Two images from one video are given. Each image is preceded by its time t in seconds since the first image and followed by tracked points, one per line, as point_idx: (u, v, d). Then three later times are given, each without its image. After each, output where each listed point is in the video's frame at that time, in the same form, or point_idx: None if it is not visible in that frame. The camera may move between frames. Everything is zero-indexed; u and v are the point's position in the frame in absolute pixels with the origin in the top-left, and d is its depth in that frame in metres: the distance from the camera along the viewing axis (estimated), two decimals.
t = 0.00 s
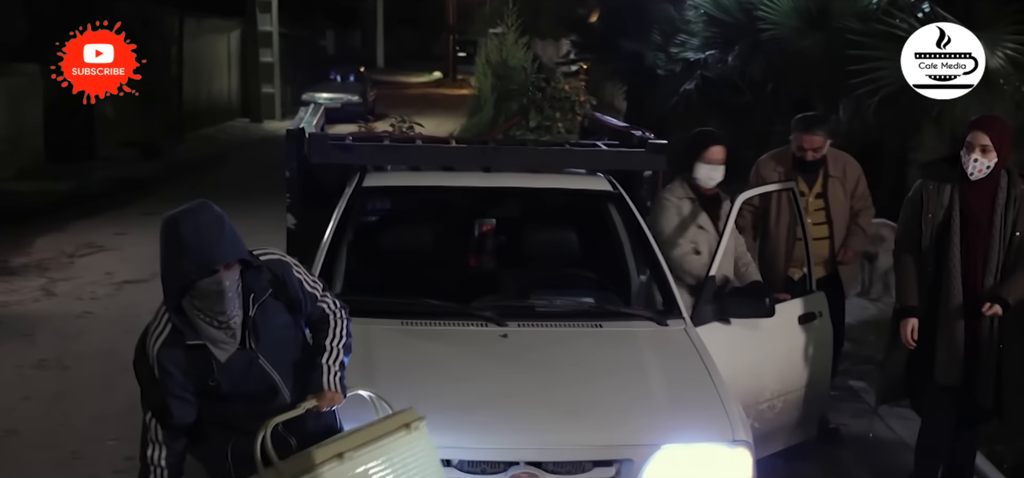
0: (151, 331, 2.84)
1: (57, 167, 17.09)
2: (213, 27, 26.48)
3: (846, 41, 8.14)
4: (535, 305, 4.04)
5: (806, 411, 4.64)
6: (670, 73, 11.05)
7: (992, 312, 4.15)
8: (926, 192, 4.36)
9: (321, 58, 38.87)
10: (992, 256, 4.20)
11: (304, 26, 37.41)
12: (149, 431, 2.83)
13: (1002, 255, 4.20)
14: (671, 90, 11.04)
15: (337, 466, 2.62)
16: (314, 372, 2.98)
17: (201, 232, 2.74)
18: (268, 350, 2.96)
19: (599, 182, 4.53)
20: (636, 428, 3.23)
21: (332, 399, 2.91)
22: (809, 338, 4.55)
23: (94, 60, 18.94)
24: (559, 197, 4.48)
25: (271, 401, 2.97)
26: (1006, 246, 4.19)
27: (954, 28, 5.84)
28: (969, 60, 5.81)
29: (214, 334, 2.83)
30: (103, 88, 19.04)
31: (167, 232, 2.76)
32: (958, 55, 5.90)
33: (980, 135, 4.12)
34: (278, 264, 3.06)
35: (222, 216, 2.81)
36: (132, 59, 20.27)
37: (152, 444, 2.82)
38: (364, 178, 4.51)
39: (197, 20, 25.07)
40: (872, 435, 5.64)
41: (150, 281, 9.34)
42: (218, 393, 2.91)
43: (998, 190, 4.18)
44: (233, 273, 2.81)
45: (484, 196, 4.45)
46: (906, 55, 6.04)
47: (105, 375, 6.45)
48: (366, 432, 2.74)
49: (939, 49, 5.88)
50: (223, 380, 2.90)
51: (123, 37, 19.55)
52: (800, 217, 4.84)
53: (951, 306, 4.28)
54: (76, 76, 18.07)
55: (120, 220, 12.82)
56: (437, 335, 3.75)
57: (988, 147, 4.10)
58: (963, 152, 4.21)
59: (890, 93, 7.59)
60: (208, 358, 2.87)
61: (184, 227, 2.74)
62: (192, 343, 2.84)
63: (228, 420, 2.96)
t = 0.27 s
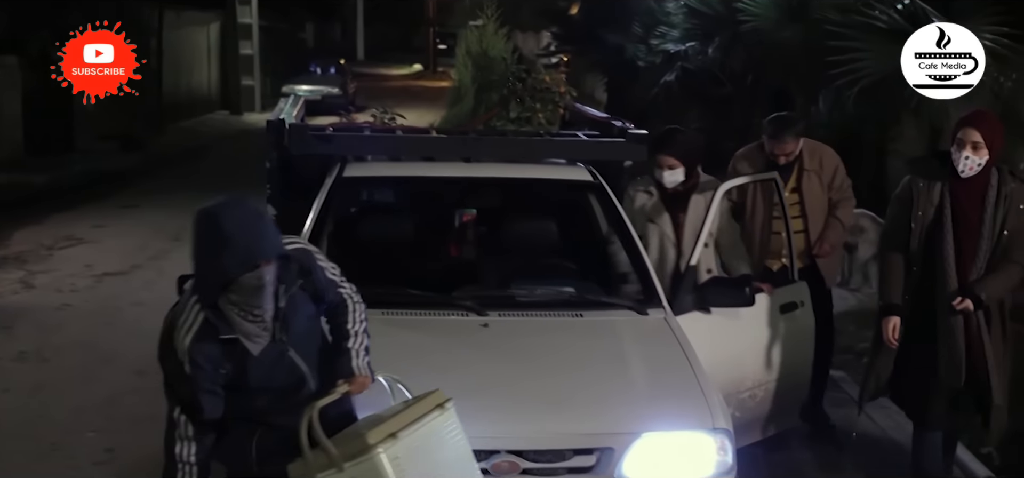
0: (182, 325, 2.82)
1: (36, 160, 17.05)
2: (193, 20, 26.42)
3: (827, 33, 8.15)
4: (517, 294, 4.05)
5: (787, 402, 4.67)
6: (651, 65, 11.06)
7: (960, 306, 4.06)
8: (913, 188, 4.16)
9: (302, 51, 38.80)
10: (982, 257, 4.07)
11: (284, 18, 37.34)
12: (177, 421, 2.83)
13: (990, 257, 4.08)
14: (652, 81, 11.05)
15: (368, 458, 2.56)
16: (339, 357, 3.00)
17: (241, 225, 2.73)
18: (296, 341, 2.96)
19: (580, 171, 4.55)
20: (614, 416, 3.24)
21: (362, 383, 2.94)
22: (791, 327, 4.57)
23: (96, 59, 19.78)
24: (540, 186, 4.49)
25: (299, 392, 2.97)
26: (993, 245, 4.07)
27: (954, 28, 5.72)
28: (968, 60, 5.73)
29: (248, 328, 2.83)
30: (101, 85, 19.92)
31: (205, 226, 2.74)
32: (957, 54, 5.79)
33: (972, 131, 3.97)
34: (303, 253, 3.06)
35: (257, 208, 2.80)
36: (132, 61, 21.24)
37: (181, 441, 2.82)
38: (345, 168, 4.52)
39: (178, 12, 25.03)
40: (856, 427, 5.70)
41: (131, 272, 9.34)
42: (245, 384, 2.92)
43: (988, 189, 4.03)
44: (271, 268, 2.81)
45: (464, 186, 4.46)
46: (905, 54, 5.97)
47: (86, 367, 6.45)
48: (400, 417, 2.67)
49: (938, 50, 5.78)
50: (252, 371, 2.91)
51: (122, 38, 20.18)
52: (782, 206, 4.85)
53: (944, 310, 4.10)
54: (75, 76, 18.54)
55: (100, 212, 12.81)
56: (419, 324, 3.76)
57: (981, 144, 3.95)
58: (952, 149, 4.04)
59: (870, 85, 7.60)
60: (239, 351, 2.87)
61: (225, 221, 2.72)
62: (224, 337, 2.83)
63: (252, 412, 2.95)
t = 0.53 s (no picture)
0: (255, 325, 2.82)
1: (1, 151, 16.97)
2: (160, 10, 26.29)
3: (793, 21, 8.16)
4: (484, 281, 4.05)
5: (752, 388, 4.69)
6: (618, 54, 11.07)
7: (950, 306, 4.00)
8: (887, 179, 4.11)
9: (269, 41, 38.69)
10: (956, 251, 4.05)
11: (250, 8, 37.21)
12: (228, 414, 2.81)
13: (964, 251, 4.06)
14: (620, 70, 11.05)
15: (415, 457, 2.54)
16: (382, 355, 2.96)
17: (341, 235, 2.81)
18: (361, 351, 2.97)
19: (545, 158, 4.57)
20: (583, 400, 3.26)
21: (403, 380, 2.93)
22: (757, 312, 4.59)
23: (94, 61, 21.10)
24: (504, 173, 4.51)
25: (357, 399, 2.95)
26: (968, 238, 4.06)
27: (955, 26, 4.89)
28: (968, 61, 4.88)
29: (325, 334, 2.83)
30: (104, 86, 21.31)
31: (309, 236, 2.80)
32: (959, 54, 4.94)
33: (943, 122, 3.96)
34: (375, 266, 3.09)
35: (356, 223, 2.88)
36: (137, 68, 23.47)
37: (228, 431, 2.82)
38: (310, 155, 4.51)
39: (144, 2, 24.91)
40: (820, 413, 5.77)
41: (98, 263, 9.30)
42: (305, 386, 2.89)
43: (962, 180, 4.03)
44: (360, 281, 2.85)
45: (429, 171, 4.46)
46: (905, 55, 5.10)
47: (54, 359, 6.42)
48: (441, 415, 2.66)
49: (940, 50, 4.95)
50: (317, 374, 2.89)
51: (123, 42, 22.44)
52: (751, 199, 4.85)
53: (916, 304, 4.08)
54: (74, 76, 19.59)
55: (66, 203, 12.76)
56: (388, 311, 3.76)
57: (954, 135, 3.95)
58: (923, 141, 4.04)
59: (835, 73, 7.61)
60: (308, 356, 2.89)
61: (333, 235, 2.79)
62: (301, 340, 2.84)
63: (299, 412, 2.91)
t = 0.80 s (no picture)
0: (264, 319, 2.47)
1: None
2: (120, 3, 26.16)
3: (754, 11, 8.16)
4: (447, 272, 4.05)
5: (715, 378, 4.69)
6: (580, 45, 11.05)
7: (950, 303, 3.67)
8: (868, 170, 3.77)
9: (229, 34, 38.56)
10: (937, 246, 3.69)
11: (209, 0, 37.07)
12: (244, 413, 2.45)
13: (946, 246, 3.71)
14: (583, 62, 11.04)
15: (446, 467, 2.36)
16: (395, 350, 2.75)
17: (351, 228, 2.45)
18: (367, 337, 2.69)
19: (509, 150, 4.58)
20: (547, 391, 3.25)
21: (421, 379, 2.76)
22: (720, 304, 4.59)
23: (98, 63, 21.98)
24: (467, 164, 4.51)
25: (370, 388, 2.69)
26: (949, 231, 3.69)
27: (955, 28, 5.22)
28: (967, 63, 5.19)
29: (335, 326, 2.54)
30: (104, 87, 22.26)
31: (316, 224, 2.42)
32: (956, 55, 5.19)
33: (922, 116, 3.63)
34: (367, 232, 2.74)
35: (359, 203, 2.51)
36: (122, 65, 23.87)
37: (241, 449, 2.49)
38: (272, 146, 4.49)
39: None
40: (782, 404, 5.79)
41: (57, 258, 9.23)
42: (320, 381, 2.60)
43: (942, 173, 3.68)
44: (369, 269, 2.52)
45: (392, 163, 4.46)
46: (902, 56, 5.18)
47: (12, 354, 6.36)
48: (463, 420, 2.49)
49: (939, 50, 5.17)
50: (331, 368, 2.60)
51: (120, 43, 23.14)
52: (715, 193, 4.87)
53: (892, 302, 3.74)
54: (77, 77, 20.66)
55: (25, 197, 12.66)
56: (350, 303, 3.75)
57: (933, 127, 3.61)
58: (903, 133, 3.72)
59: (797, 63, 7.61)
60: (317, 350, 2.57)
61: (341, 224, 2.43)
62: (309, 335, 2.53)
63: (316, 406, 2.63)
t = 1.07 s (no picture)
0: (290, 305, 2.41)
1: None
2: None
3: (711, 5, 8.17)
4: (406, 266, 4.04)
5: (673, 371, 4.69)
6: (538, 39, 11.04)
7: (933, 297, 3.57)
8: (843, 173, 3.68)
9: (186, 27, 38.39)
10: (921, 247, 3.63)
11: None
12: (269, 411, 2.32)
13: (929, 249, 3.65)
14: (540, 56, 11.03)
15: (475, 431, 2.37)
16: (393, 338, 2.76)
17: (379, 208, 2.41)
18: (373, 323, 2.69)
19: (468, 142, 4.58)
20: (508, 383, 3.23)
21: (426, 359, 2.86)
22: (679, 296, 4.59)
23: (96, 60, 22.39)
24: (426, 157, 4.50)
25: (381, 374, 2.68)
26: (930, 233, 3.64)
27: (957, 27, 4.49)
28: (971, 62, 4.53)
29: (354, 310, 2.52)
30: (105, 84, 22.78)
31: (341, 205, 2.38)
32: (959, 55, 4.54)
33: (901, 117, 3.55)
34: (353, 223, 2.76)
35: (377, 181, 2.47)
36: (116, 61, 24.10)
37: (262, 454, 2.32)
38: (230, 140, 4.46)
39: None
40: (742, 396, 5.80)
41: (13, 254, 9.16)
42: (337, 371, 2.57)
43: (923, 174, 3.61)
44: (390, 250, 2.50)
45: (350, 157, 4.44)
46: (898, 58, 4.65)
47: None
48: (477, 385, 2.51)
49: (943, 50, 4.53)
50: (348, 355, 2.58)
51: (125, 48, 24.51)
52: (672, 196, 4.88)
53: (875, 294, 3.64)
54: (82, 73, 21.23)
55: None
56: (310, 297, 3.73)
57: (913, 128, 3.54)
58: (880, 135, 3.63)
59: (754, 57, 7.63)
60: (335, 336, 2.54)
61: (369, 202, 2.39)
62: (334, 321, 2.49)
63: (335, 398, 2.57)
